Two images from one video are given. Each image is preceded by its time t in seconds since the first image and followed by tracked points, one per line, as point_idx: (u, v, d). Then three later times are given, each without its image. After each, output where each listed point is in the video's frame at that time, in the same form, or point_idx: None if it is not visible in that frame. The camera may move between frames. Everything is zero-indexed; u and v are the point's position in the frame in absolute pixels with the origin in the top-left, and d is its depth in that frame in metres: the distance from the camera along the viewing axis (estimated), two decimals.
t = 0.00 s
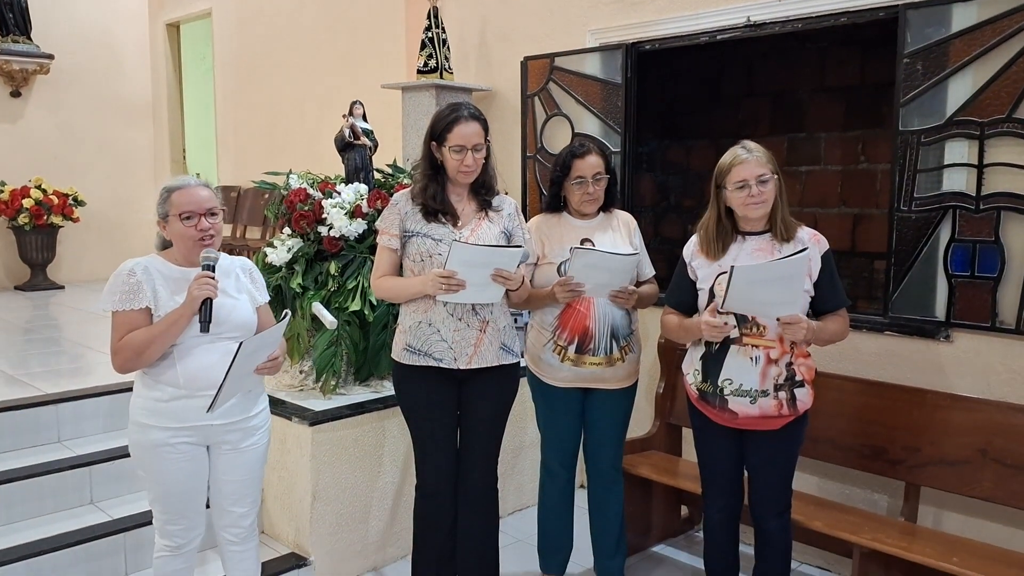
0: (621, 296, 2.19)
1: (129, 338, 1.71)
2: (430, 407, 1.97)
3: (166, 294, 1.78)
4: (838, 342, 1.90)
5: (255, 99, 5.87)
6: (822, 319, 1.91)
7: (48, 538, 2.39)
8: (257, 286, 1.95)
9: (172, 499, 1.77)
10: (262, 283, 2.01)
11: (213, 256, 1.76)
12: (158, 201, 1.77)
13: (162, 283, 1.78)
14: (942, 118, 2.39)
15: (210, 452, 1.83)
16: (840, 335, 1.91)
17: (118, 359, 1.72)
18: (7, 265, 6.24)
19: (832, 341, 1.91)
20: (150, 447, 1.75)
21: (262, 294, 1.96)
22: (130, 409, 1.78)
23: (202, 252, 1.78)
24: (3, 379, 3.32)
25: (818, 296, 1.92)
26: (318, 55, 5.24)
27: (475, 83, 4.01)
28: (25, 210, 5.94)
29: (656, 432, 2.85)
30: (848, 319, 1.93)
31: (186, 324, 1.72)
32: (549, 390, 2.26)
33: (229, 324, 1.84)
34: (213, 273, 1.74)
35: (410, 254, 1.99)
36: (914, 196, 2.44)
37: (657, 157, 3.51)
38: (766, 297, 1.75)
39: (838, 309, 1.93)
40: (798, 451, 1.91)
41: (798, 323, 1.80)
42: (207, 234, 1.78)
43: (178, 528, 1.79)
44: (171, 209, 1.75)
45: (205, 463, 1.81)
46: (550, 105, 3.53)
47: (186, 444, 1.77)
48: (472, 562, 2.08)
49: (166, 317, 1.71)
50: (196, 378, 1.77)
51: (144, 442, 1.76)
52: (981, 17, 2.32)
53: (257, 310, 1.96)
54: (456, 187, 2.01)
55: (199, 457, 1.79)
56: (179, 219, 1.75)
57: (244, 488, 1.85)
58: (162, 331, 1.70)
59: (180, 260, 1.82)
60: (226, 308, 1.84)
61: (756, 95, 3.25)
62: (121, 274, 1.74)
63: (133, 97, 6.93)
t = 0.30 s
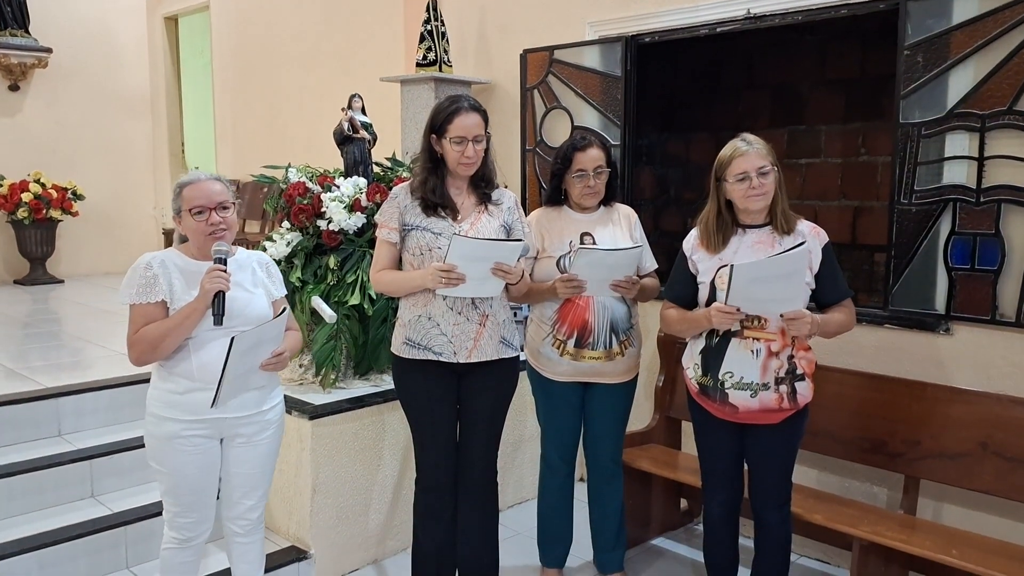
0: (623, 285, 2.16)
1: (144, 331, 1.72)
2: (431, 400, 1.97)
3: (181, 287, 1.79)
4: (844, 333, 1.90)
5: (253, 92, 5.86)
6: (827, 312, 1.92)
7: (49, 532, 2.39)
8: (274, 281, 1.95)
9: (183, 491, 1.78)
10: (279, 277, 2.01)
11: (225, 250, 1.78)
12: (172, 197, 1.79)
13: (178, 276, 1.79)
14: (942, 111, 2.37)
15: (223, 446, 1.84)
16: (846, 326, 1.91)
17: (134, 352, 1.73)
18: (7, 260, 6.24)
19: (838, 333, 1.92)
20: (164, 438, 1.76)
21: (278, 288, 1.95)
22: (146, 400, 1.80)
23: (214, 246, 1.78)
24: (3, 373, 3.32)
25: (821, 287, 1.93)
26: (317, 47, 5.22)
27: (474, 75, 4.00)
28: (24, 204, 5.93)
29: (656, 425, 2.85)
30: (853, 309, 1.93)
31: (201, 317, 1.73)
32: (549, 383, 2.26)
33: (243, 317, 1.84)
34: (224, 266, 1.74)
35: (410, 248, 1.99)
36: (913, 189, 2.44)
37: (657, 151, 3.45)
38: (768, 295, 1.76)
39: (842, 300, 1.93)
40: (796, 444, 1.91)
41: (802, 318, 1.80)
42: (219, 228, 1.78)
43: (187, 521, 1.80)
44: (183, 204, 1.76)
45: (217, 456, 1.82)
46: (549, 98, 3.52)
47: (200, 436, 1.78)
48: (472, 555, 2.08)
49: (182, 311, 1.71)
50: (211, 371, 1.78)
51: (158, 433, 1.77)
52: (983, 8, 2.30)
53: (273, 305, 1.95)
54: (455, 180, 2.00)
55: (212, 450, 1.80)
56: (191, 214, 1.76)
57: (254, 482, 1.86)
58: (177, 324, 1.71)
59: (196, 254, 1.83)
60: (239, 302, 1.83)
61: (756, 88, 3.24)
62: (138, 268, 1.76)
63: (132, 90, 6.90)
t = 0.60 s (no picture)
0: (621, 280, 2.17)
1: (157, 324, 1.75)
2: (432, 395, 1.97)
3: (195, 281, 1.80)
4: (851, 326, 1.90)
5: (254, 87, 5.85)
6: (832, 305, 1.93)
7: (50, 526, 2.39)
8: (290, 277, 1.96)
9: (193, 485, 1.79)
10: (295, 272, 2.02)
11: (237, 245, 1.76)
12: (189, 192, 1.81)
13: (193, 271, 1.81)
14: (943, 105, 2.37)
15: (235, 440, 1.84)
16: (855, 319, 1.91)
17: (148, 344, 1.76)
18: (7, 255, 6.24)
19: (847, 326, 1.92)
20: (177, 431, 1.78)
21: (294, 284, 1.97)
22: (162, 393, 1.82)
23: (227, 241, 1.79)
24: (4, 368, 3.32)
25: (825, 281, 1.94)
26: (317, 42, 5.21)
27: (474, 70, 4.00)
28: (24, 199, 5.92)
29: (656, 420, 2.85)
30: (862, 301, 1.93)
31: (213, 311, 1.75)
32: (550, 378, 2.26)
33: (254, 312, 1.85)
34: (236, 261, 1.75)
35: (410, 243, 1.99)
36: (914, 183, 2.43)
37: (656, 145, 3.50)
38: (766, 293, 1.77)
39: (850, 291, 1.93)
40: (797, 438, 1.92)
41: (803, 316, 1.81)
42: (232, 223, 1.79)
43: (196, 515, 1.81)
44: (198, 199, 1.78)
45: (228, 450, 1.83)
46: (549, 93, 3.51)
47: (212, 430, 1.79)
48: (473, 549, 2.09)
49: (194, 304, 1.73)
50: (223, 365, 1.79)
51: (170, 425, 1.79)
52: (984, 2, 2.30)
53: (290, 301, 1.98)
54: (455, 175, 2.00)
55: (223, 444, 1.81)
56: (205, 209, 1.78)
57: (263, 477, 1.87)
58: (188, 319, 1.73)
59: (213, 249, 1.85)
60: (251, 297, 1.84)
61: (756, 82, 3.23)
62: (154, 262, 1.79)
63: (132, 85, 6.90)
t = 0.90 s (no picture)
0: (623, 273, 2.16)
1: (170, 317, 1.76)
2: (434, 389, 1.98)
3: (208, 275, 1.81)
4: (843, 325, 1.91)
5: (255, 82, 5.85)
6: (828, 304, 1.92)
7: (54, 520, 2.41)
8: (302, 272, 1.95)
9: (202, 478, 1.80)
10: (309, 268, 2.01)
11: (248, 240, 1.77)
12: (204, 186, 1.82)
13: (206, 265, 1.82)
14: (944, 98, 2.37)
15: (244, 434, 1.85)
16: (847, 317, 1.91)
17: (160, 336, 1.77)
18: (9, 250, 6.24)
19: (837, 326, 1.92)
20: (187, 423, 1.79)
21: (307, 281, 1.96)
22: (173, 384, 1.83)
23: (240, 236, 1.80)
24: (6, 364, 3.33)
25: (825, 276, 1.92)
26: (318, 36, 5.20)
27: (475, 64, 3.99)
28: (25, 194, 5.93)
29: (657, 414, 2.86)
30: (853, 302, 1.93)
31: (224, 305, 1.76)
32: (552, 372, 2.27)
33: (266, 307, 1.85)
34: (247, 257, 1.75)
35: (411, 238, 1.99)
36: (916, 176, 2.43)
37: (659, 139, 3.45)
38: (764, 285, 1.76)
39: (844, 291, 1.93)
40: (798, 432, 1.92)
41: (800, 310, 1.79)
42: (245, 218, 1.80)
43: (203, 509, 1.81)
44: (212, 194, 1.79)
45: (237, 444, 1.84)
46: (550, 87, 3.50)
47: (221, 423, 1.80)
48: (475, 543, 2.10)
49: (205, 298, 1.74)
50: (232, 359, 1.80)
51: (180, 417, 1.80)
52: None
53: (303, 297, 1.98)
54: (456, 169, 2.00)
55: (232, 438, 1.82)
56: (218, 204, 1.79)
57: (271, 472, 1.87)
58: (199, 313, 1.73)
59: (227, 244, 1.86)
60: (262, 292, 1.84)
61: (758, 76, 3.23)
62: (169, 256, 1.80)
63: (133, 80, 6.89)
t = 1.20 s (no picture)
0: (630, 268, 2.16)
1: (178, 311, 1.76)
2: (436, 384, 1.99)
3: (216, 269, 1.81)
4: (846, 320, 1.91)
5: (257, 77, 5.84)
6: (829, 299, 1.92)
7: (58, 514, 2.42)
8: (310, 267, 1.96)
9: (208, 471, 1.80)
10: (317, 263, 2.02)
11: (258, 235, 1.78)
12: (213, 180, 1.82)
13: (215, 260, 1.82)
14: (947, 92, 2.36)
15: (250, 428, 1.86)
16: (848, 312, 1.92)
17: (169, 329, 1.77)
18: (11, 245, 6.25)
19: (839, 322, 1.93)
20: (193, 416, 1.79)
21: (315, 276, 1.97)
22: (181, 377, 1.84)
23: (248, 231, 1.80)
24: (9, 359, 3.34)
25: (827, 271, 1.92)
26: (320, 31, 5.19)
27: (478, 59, 3.98)
28: (27, 189, 5.93)
29: (660, 408, 2.86)
30: (855, 296, 1.93)
31: (232, 300, 1.76)
32: (555, 367, 2.27)
33: (273, 302, 1.85)
34: (255, 251, 1.75)
35: (413, 233, 1.99)
36: (918, 170, 2.42)
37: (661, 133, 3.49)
38: (764, 280, 1.76)
39: (846, 286, 1.93)
40: (800, 426, 1.92)
41: (801, 305, 1.79)
42: (254, 213, 1.80)
43: (208, 503, 1.82)
44: (221, 188, 1.79)
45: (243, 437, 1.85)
46: (553, 81, 3.50)
47: (227, 416, 1.80)
48: (477, 538, 2.11)
49: (213, 292, 1.74)
50: (240, 352, 1.81)
51: (186, 410, 1.81)
52: None
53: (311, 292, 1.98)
54: (458, 163, 2.00)
55: (238, 431, 1.83)
56: (228, 198, 1.79)
57: (277, 466, 1.88)
58: (207, 306, 1.74)
59: (234, 238, 1.86)
60: (269, 287, 1.84)
61: (760, 70, 3.22)
62: (177, 250, 1.80)
63: (134, 75, 6.89)
